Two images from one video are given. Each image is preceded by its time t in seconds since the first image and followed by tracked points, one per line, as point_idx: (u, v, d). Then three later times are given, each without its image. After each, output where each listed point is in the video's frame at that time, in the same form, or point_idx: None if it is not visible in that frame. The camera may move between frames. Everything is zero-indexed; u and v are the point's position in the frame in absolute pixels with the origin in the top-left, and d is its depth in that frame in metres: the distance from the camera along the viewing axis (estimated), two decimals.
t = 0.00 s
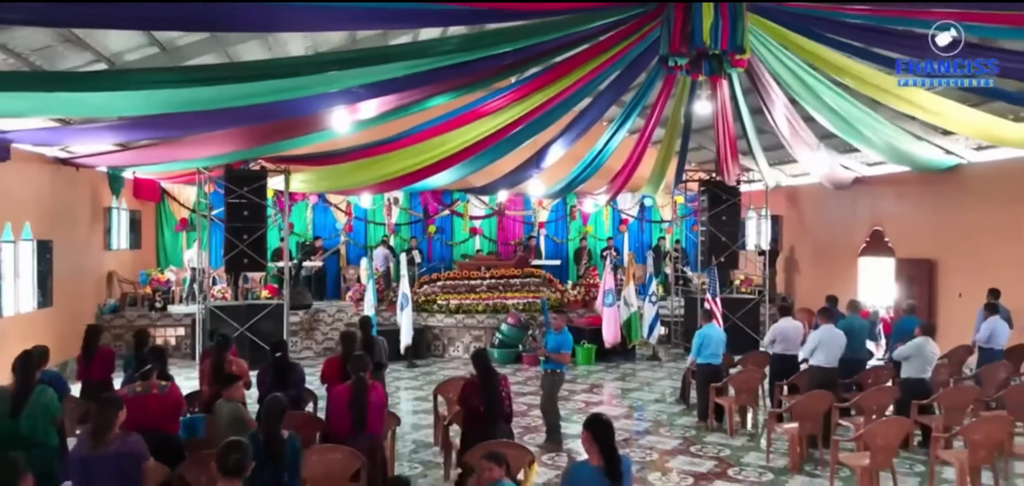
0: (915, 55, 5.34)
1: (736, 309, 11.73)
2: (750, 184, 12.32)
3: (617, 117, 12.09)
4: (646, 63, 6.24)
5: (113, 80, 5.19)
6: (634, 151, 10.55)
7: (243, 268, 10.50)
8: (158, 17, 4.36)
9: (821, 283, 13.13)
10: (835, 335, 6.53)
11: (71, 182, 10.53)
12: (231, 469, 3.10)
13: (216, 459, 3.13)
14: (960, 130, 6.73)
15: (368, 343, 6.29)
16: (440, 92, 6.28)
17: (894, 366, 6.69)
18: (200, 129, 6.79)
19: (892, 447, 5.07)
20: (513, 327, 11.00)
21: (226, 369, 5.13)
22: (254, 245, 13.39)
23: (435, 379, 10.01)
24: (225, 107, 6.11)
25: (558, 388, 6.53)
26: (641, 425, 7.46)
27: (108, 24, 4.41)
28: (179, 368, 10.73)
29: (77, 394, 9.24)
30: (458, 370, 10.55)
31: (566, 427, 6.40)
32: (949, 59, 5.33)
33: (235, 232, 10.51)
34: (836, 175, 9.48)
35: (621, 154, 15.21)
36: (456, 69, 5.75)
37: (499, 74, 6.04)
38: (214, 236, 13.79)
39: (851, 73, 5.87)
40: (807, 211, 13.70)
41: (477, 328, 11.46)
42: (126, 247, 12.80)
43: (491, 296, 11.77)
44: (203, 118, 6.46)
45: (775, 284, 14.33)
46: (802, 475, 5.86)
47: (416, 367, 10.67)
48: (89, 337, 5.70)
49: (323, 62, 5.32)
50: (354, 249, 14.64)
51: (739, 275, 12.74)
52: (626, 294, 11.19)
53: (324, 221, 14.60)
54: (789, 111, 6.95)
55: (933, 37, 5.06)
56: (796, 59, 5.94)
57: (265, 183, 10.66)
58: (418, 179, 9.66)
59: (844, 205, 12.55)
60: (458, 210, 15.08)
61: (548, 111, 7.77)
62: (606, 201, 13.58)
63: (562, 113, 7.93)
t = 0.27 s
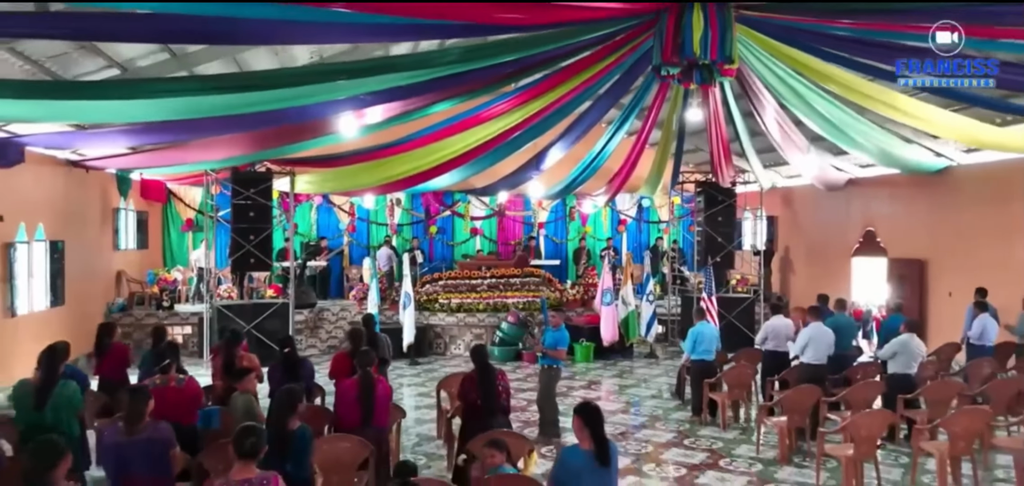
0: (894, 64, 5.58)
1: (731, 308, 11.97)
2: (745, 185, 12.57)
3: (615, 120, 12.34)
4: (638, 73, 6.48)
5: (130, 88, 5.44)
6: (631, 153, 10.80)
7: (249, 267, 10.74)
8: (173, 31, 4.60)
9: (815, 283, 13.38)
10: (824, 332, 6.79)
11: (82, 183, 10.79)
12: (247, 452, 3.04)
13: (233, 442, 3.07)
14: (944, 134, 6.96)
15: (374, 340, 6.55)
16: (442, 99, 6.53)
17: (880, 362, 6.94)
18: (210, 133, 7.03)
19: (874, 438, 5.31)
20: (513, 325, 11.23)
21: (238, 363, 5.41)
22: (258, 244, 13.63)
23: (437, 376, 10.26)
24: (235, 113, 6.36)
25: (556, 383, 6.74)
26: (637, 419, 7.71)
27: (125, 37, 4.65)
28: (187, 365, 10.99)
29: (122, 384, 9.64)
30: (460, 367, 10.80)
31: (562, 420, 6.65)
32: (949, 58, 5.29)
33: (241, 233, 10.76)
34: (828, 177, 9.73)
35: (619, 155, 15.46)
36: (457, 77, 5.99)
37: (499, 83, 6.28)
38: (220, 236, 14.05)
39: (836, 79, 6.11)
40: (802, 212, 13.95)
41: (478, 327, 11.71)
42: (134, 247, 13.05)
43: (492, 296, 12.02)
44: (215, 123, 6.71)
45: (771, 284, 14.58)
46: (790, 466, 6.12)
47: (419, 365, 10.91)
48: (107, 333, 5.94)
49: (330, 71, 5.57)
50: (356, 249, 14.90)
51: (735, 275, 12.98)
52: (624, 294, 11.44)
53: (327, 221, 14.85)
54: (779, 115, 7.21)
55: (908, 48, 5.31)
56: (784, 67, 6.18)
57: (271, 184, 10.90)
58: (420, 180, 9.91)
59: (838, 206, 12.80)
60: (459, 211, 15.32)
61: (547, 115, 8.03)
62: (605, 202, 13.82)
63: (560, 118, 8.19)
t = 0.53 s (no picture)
0: (876, 72, 5.83)
1: (727, 306, 12.22)
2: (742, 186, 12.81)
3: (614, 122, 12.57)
4: (634, 80, 6.73)
5: (147, 95, 5.68)
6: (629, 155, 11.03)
7: (256, 267, 10.98)
8: (190, 45, 4.85)
9: (810, 282, 13.64)
10: (813, 329, 7.03)
11: (91, 185, 11.03)
12: (262, 437, 3.24)
13: (249, 427, 3.28)
14: (929, 137, 7.21)
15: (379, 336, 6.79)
16: (445, 104, 6.76)
17: (868, 358, 7.18)
18: (221, 138, 7.28)
19: (859, 430, 5.56)
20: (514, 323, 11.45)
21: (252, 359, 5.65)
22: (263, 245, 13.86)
23: (439, 372, 10.50)
24: (245, 119, 6.60)
25: (553, 379, 6.96)
26: (634, 413, 7.96)
27: (145, 50, 4.90)
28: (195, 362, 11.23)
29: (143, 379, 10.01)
30: (461, 364, 11.05)
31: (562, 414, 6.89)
32: (949, 58, 5.40)
33: (247, 233, 11.00)
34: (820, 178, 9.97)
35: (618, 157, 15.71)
36: (459, 85, 6.23)
37: (500, 89, 6.52)
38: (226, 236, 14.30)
39: (823, 85, 6.35)
40: (798, 212, 14.20)
41: (479, 325, 11.95)
42: (141, 247, 13.30)
43: (492, 294, 12.26)
44: (226, 128, 6.95)
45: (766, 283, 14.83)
46: (780, 457, 6.37)
47: (421, 362, 11.16)
48: (124, 330, 6.19)
49: (338, 80, 5.82)
50: (359, 249, 15.15)
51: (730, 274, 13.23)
52: (622, 293, 11.68)
53: (331, 222, 15.09)
54: (770, 119, 7.45)
55: (890, 58, 5.56)
56: (773, 74, 6.41)
57: (276, 186, 11.13)
58: (423, 182, 10.15)
59: (832, 207, 13.05)
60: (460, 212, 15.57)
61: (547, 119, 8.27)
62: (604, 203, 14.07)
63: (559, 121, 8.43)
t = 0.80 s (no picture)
0: (860, 79, 6.07)
1: (723, 305, 12.47)
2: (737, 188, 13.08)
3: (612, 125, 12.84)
4: (630, 85, 6.98)
5: (162, 102, 5.93)
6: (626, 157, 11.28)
7: (262, 266, 11.23)
8: (204, 56, 5.10)
9: (805, 282, 13.90)
10: (802, 326, 7.29)
11: (101, 186, 11.29)
12: (278, 423, 3.45)
13: (266, 414, 3.49)
14: (914, 141, 7.46)
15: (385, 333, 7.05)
16: (447, 110, 7.00)
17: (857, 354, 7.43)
18: (231, 141, 7.53)
19: (844, 422, 5.81)
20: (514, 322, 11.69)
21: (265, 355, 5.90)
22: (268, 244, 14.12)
23: (441, 369, 10.77)
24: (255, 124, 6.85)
25: (550, 375, 7.19)
26: (631, 408, 8.22)
27: (162, 60, 5.15)
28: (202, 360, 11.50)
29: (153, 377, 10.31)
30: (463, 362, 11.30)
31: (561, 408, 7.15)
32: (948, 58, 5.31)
33: (254, 233, 11.25)
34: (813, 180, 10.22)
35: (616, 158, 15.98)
36: (461, 92, 6.48)
37: (500, 96, 6.77)
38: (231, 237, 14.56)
39: (812, 91, 6.59)
40: (793, 213, 14.46)
41: (480, 323, 12.20)
42: (149, 247, 13.56)
43: (493, 293, 12.51)
44: (237, 133, 7.20)
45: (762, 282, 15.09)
46: (770, 449, 6.62)
47: (423, 360, 11.41)
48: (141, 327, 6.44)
49: (345, 87, 6.06)
50: (362, 249, 15.41)
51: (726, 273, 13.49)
52: (620, 292, 11.93)
53: (334, 222, 15.36)
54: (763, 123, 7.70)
55: (872, 66, 5.81)
56: (763, 80, 6.65)
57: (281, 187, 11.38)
58: (425, 183, 10.39)
59: (826, 208, 13.30)
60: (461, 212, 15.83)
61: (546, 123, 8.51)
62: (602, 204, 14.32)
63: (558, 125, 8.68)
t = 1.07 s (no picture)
0: (846, 86, 6.33)
1: (719, 304, 12.73)
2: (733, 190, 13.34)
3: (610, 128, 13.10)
4: (627, 91, 7.23)
5: (176, 108, 6.18)
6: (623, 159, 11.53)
7: (267, 266, 11.48)
8: (218, 65, 5.35)
9: (799, 281, 14.17)
10: (793, 323, 7.54)
11: (110, 188, 11.54)
12: (296, 411, 3.71)
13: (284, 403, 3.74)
14: (902, 145, 7.70)
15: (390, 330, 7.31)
16: (450, 115, 7.24)
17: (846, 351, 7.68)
18: (241, 145, 7.78)
19: (831, 415, 6.06)
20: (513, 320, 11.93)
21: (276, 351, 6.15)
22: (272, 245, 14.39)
23: (442, 367, 11.03)
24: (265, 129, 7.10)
25: (547, 371, 7.44)
26: (627, 403, 8.48)
27: (177, 70, 5.41)
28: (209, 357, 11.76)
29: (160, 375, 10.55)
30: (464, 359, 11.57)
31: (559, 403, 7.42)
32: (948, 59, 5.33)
33: (260, 234, 11.50)
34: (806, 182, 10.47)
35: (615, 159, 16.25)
36: (463, 98, 6.73)
37: (501, 102, 7.02)
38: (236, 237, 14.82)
39: (804, 98, 6.83)
40: (788, 214, 14.72)
41: (480, 322, 12.46)
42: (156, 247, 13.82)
43: (493, 293, 12.77)
44: (246, 137, 7.45)
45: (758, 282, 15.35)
46: (761, 442, 6.88)
47: (425, 357, 11.67)
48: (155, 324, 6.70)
49: (351, 95, 6.30)
50: (364, 249, 15.67)
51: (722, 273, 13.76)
52: (617, 291, 12.18)
53: (337, 223, 15.62)
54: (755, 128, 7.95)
55: (858, 74, 6.06)
56: (754, 87, 6.89)
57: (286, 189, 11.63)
58: (428, 185, 10.64)
59: (820, 209, 13.57)
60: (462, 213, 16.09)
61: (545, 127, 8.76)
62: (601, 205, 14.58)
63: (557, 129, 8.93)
